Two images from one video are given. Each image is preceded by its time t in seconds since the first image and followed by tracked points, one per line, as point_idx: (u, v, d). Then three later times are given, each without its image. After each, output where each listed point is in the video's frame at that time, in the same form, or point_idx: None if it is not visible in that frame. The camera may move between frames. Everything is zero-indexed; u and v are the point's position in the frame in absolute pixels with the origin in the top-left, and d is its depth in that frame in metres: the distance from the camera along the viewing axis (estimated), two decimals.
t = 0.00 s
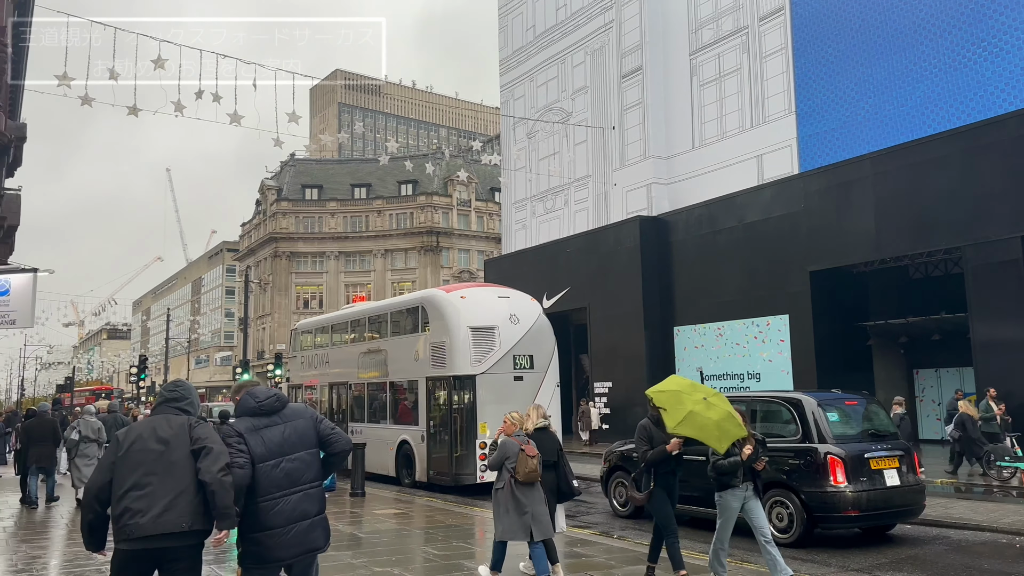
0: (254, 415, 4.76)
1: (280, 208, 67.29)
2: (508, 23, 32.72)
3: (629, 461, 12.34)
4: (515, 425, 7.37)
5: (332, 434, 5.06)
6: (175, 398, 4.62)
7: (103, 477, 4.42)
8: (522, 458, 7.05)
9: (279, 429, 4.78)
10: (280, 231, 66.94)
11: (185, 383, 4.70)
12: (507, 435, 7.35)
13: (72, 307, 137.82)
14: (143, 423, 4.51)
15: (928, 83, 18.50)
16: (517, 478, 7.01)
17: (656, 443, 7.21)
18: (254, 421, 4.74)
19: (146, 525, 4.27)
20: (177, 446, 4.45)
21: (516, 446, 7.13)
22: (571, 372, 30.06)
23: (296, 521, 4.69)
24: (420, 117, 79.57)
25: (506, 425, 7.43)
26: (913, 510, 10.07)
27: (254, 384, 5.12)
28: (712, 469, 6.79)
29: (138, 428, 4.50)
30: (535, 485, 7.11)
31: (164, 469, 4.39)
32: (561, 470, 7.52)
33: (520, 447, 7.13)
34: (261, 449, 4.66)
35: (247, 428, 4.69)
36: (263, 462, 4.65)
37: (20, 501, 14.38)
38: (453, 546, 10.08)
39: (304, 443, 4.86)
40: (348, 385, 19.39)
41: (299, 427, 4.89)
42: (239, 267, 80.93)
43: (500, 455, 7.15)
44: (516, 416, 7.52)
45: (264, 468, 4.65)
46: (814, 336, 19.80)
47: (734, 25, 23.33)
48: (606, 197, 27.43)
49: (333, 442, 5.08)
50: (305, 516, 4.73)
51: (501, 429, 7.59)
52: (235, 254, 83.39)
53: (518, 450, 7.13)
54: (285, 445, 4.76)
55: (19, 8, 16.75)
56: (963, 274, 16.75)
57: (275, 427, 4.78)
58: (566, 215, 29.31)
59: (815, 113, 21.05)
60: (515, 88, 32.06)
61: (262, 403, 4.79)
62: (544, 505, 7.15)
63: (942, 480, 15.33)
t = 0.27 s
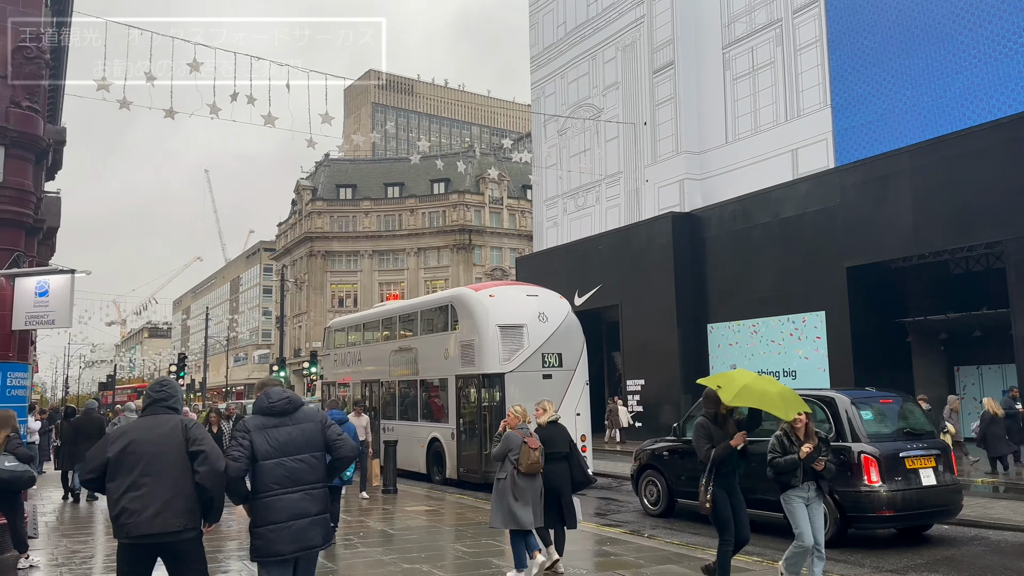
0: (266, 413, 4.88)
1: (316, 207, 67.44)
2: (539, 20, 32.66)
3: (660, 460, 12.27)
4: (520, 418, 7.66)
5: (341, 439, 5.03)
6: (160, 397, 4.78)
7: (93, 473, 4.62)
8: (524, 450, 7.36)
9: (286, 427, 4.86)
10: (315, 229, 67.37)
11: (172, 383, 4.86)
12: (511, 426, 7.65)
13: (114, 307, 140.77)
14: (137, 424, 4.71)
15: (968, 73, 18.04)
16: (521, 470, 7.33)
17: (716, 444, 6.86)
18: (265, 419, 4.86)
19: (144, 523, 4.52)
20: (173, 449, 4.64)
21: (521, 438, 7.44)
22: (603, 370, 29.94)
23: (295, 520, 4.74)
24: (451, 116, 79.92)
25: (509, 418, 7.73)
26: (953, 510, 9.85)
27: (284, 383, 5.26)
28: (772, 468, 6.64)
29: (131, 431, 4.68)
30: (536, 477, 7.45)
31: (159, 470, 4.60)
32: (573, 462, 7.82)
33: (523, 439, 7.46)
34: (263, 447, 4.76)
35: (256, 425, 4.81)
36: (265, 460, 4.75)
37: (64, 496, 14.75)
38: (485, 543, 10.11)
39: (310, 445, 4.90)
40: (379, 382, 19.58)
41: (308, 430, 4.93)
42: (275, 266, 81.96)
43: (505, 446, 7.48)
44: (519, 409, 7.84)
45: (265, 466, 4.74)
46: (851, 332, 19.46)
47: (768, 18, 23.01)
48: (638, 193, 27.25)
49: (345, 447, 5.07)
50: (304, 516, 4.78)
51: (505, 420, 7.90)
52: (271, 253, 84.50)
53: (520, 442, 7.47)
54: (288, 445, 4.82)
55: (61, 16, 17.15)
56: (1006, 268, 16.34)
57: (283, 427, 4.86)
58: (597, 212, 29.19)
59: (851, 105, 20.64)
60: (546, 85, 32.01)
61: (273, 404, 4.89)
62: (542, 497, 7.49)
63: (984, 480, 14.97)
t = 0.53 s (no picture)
0: (292, 410, 5.39)
1: (344, 208, 68.25)
2: (566, 18, 32.62)
3: (687, 460, 12.20)
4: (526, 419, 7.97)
5: (355, 444, 5.48)
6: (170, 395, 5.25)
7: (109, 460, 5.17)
8: (529, 452, 7.71)
9: (308, 426, 5.36)
10: (345, 230, 67.92)
11: (182, 379, 5.31)
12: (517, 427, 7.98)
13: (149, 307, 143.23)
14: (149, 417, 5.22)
15: (1003, 68, 17.62)
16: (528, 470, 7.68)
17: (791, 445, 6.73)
18: (290, 416, 5.37)
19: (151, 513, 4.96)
20: (186, 444, 5.12)
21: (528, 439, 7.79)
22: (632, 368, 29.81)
23: (307, 512, 5.24)
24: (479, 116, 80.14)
25: (515, 419, 8.04)
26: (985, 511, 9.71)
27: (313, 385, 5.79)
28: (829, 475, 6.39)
29: (150, 424, 5.17)
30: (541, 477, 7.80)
31: (169, 462, 5.07)
32: (581, 463, 8.02)
33: (527, 440, 7.80)
34: (286, 442, 5.27)
35: (281, 420, 5.32)
36: (286, 453, 5.25)
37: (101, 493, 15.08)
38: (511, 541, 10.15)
39: (327, 445, 5.39)
40: (405, 381, 19.73)
41: (327, 431, 5.42)
42: (306, 266, 82.84)
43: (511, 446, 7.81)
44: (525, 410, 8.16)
45: (285, 458, 5.25)
46: (883, 330, 19.16)
47: (797, 13, 22.74)
48: (666, 191, 27.10)
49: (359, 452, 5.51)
50: (315, 509, 5.27)
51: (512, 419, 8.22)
52: (302, 254, 85.37)
53: (525, 443, 7.81)
54: (309, 442, 5.32)
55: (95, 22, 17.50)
56: None
57: (305, 426, 5.36)
58: (625, 210, 29.09)
59: (883, 100, 20.27)
60: (574, 83, 31.98)
61: (301, 403, 5.39)
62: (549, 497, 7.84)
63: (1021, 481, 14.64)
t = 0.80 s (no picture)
0: (312, 403, 5.62)
1: (368, 209, 68.62)
2: (588, 17, 32.56)
3: (711, 460, 12.13)
4: (531, 417, 8.83)
5: (367, 436, 5.84)
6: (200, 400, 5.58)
7: (138, 460, 5.35)
8: (533, 446, 8.51)
9: (327, 418, 5.62)
10: (368, 231, 68.25)
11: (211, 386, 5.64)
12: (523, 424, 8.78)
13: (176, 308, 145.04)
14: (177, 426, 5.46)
15: None
16: (532, 463, 8.44)
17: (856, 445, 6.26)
18: (310, 409, 5.60)
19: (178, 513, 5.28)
20: (217, 449, 5.47)
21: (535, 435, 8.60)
22: (654, 368, 29.68)
23: (325, 500, 5.48)
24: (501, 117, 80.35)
25: (520, 416, 8.86)
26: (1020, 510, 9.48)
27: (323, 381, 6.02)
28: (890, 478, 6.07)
29: (181, 428, 5.45)
30: (543, 470, 8.58)
31: (200, 464, 5.40)
32: (583, 459, 8.91)
33: (531, 436, 8.59)
34: (307, 433, 5.50)
35: (303, 413, 5.55)
36: (307, 444, 5.49)
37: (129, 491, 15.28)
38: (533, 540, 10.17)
39: (344, 436, 5.66)
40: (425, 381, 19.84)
41: (343, 424, 5.71)
42: (330, 267, 83.40)
43: (517, 440, 8.60)
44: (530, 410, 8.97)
45: (307, 449, 5.47)
46: (912, 330, 18.88)
47: (822, 9, 22.50)
48: (689, 189, 26.95)
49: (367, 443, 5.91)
50: (333, 497, 5.52)
51: (516, 417, 9.01)
52: (326, 254, 86.00)
53: (529, 439, 8.58)
54: (329, 434, 5.57)
55: (122, 26, 17.75)
56: None
57: (324, 419, 5.61)
58: (648, 210, 28.97)
59: (913, 95, 19.92)
60: (595, 83, 31.91)
61: (320, 396, 5.62)
62: (550, 489, 8.62)
63: None
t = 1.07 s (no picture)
0: (314, 412, 6.11)
1: (388, 211, 68.89)
2: (607, 17, 32.49)
3: (732, 461, 12.02)
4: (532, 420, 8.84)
5: (367, 440, 6.32)
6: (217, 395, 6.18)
7: (162, 446, 5.95)
8: (535, 449, 8.51)
9: (331, 426, 6.11)
10: (388, 233, 68.54)
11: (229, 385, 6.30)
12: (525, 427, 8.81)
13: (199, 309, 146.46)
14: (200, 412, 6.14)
15: None
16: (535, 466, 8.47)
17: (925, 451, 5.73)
18: (313, 417, 6.09)
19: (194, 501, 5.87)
20: (236, 441, 6.10)
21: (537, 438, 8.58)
22: (674, 369, 29.48)
23: (334, 502, 5.96)
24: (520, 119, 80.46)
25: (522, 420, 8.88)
26: None
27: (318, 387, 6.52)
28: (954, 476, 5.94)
29: (203, 420, 6.09)
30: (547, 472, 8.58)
31: (220, 454, 6.02)
32: (588, 461, 8.85)
33: (533, 439, 8.59)
34: (312, 441, 5.98)
35: (307, 422, 6.03)
36: (314, 451, 5.96)
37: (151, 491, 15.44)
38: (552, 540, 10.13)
39: (345, 441, 6.15)
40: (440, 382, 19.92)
41: (344, 429, 6.18)
42: (350, 269, 83.85)
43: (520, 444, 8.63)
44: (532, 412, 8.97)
45: (314, 455, 5.96)
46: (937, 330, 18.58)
47: (843, 7, 22.26)
48: (709, 189, 26.79)
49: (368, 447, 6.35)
50: (341, 500, 6.00)
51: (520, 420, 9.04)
52: (347, 256, 86.43)
53: (532, 442, 8.60)
54: (332, 440, 6.07)
55: (145, 31, 17.97)
56: None
57: (327, 426, 6.10)
58: (668, 210, 28.81)
59: (938, 92, 19.60)
60: (615, 83, 31.82)
61: (322, 405, 6.14)
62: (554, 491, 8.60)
63: None
